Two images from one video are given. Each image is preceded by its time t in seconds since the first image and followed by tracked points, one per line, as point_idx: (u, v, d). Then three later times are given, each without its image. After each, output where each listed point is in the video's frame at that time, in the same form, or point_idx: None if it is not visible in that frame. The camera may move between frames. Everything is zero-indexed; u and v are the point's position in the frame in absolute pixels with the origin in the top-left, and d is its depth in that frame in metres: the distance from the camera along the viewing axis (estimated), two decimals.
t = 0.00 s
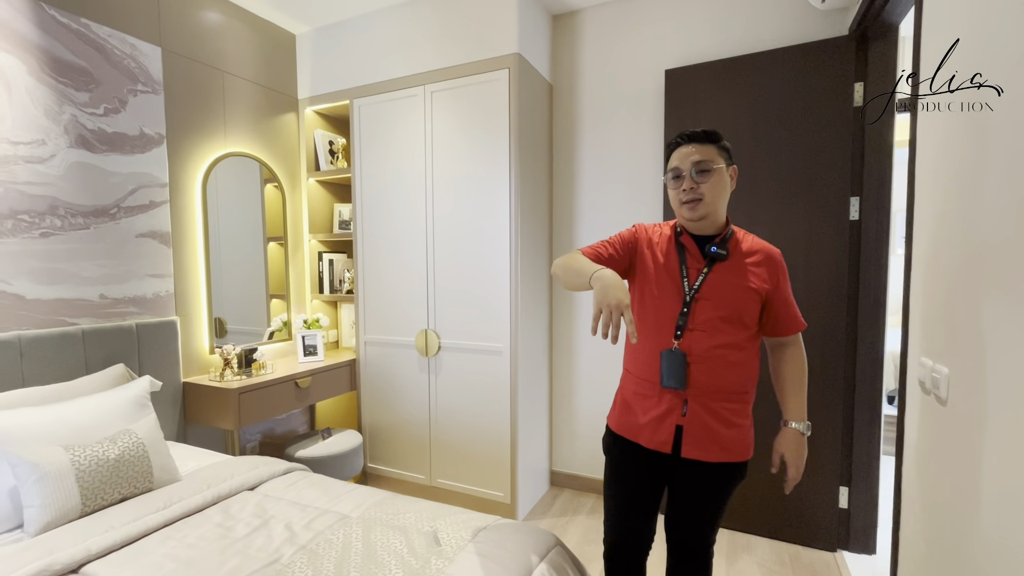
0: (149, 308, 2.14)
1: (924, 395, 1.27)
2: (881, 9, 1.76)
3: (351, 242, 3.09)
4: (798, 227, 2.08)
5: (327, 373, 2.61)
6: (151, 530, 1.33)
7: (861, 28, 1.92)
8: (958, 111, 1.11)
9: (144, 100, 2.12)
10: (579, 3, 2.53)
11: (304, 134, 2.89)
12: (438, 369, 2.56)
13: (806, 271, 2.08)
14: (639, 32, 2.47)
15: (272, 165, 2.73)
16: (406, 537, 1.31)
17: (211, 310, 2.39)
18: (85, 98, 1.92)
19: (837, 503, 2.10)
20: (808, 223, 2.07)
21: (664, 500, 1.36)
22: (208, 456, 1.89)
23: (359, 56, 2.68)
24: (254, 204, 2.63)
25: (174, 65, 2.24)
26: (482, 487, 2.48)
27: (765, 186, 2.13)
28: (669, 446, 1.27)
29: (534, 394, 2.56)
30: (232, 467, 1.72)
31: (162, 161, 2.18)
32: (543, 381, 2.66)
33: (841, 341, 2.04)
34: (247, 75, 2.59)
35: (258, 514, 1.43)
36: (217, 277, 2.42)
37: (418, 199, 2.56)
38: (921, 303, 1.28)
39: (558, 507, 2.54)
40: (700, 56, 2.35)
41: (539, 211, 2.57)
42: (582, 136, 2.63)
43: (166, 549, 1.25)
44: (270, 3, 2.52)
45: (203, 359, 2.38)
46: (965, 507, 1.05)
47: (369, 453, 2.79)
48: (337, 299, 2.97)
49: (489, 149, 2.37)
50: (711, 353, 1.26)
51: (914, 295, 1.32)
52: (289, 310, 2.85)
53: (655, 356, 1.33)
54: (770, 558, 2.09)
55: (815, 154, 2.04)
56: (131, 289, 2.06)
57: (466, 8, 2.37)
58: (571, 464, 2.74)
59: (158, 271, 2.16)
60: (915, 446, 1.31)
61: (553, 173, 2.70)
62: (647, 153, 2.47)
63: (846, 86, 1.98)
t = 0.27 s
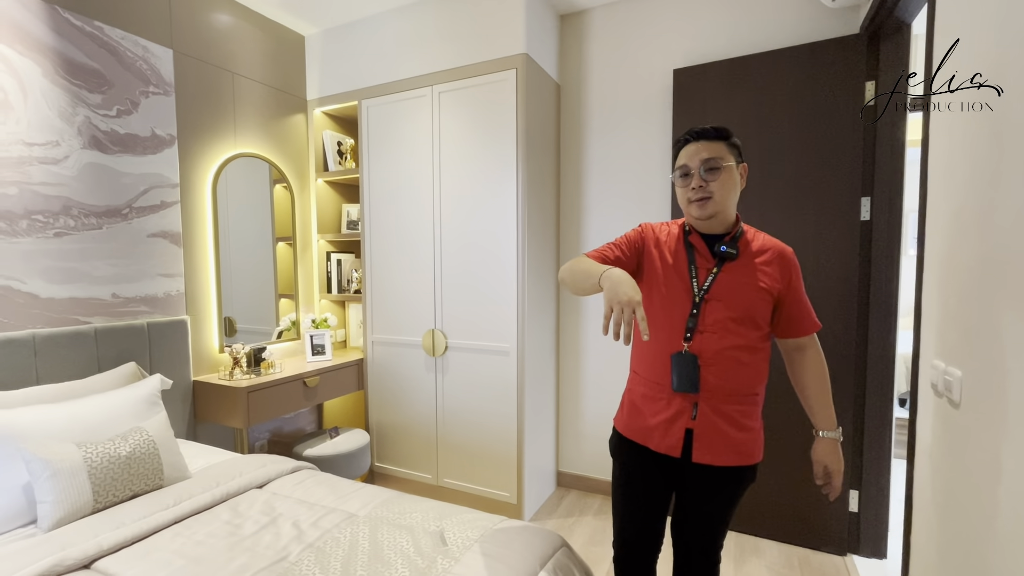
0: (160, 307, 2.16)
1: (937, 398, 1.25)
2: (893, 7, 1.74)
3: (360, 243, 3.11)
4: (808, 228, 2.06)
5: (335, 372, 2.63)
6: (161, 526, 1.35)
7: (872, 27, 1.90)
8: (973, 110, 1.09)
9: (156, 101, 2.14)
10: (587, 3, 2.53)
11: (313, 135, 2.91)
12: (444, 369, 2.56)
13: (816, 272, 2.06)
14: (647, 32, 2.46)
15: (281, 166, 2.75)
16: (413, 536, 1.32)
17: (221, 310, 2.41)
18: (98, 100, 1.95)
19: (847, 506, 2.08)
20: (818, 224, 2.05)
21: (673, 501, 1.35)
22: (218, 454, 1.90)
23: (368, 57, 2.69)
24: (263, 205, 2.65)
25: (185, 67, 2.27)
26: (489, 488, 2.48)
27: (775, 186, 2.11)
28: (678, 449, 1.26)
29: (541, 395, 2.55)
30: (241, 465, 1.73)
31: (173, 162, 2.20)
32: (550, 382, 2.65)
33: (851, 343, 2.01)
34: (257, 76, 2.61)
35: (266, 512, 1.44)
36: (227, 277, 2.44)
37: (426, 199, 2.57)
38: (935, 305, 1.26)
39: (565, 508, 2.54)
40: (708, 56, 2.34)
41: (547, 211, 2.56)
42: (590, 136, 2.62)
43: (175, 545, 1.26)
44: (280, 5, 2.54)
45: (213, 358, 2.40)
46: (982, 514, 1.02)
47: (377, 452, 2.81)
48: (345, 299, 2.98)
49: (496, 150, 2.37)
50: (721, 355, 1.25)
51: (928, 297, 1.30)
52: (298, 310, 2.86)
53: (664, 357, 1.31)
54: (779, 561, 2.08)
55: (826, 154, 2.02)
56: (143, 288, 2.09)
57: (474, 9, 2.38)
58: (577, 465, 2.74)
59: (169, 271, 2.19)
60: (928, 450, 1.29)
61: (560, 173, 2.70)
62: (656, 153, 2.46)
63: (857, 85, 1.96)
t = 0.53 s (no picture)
0: (170, 307, 2.18)
1: (946, 401, 1.24)
2: (902, 8, 1.73)
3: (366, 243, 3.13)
4: (816, 229, 2.05)
5: (341, 372, 2.64)
6: (171, 524, 1.36)
7: (882, 28, 1.89)
8: (983, 112, 1.08)
9: (166, 103, 2.16)
10: (594, 4, 2.53)
11: (321, 136, 2.93)
12: (450, 370, 2.57)
13: (823, 274, 2.05)
14: (654, 33, 2.46)
15: (289, 168, 2.78)
16: (419, 536, 1.32)
17: (229, 310, 2.43)
18: (110, 103, 1.97)
19: (855, 510, 2.06)
20: (826, 225, 2.04)
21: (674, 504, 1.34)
22: (226, 452, 1.92)
23: (375, 59, 2.71)
24: (271, 206, 2.67)
25: (196, 70, 2.29)
26: (494, 488, 2.49)
27: (783, 187, 2.10)
28: (675, 451, 1.27)
29: (547, 395, 2.55)
30: (248, 464, 1.75)
31: (183, 164, 2.23)
32: (556, 383, 2.65)
33: (859, 344, 2.00)
34: (266, 78, 2.63)
35: (274, 511, 1.45)
36: (235, 277, 2.46)
37: (432, 201, 2.58)
38: (945, 308, 1.25)
39: (570, 509, 2.54)
40: (716, 57, 2.33)
41: (553, 212, 2.57)
42: (596, 137, 2.62)
43: (185, 543, 1.28)
44: (288, 8, 2.56)
45: (222, 358, 2.42)
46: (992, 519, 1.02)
47: (383, 452, 2.82)
48: (352, 299, 3.00)
49: (502, 151, 2.38)
50: (720, 359, 1.25)
51: (938, 299, 1.29)
52: (305, 310, 2.88)
53: (664, 360, 1.32)
54: (786, 564, 2.06)
55: (834, 156, 2.01)
56: (153, 289, 2.11)
57: (481, 11, 2.39)
58: (583, 466, 2.73)
59: (179, 272, 2.21)
60: (937, 454, 1.28)
61: (567, 174, 2.70)
62: (662, 154, 2.46)
63: (866, 87, 1.95)
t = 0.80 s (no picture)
0: (179, 307, 2.21)
1: (954, 404, 1.23)
2: (911, 9, 1.73)
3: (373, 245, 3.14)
4: (824, 231, 2.04)
5: (348, 373, 2.66)
6: (180, 522, 1.38)
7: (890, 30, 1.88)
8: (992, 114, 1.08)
9: (176, 106, 2.19)
10: (600, 6, 2.53)
11: (328, 138, 2.95)
12: (456, 370, 2.58)
13: (831, 276, 2.04)
14: (660, 35, 2.46)
15: (297, 169, 2.80)
16: (425, 536, 1.33)
17: (237, 310, 2.45)
18: (121, 105, 2.00)
19: (863, 513, 2.05)
20: (833, 227, 2.03)
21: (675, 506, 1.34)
22: (234, 452, 1.94)
23: (382, 61, 2.72)
24: (279, 207, 2.69)
25: (205, 72, 2.32)
26: (500, 489, 2.49)
27: (790, 188, 2.10)
28: (667, 450, 1.29)
29: (552, 396, 2.56)
30: (256, 463, 1.76)
31: (193, 166, 2.25)
32: (561, 384, 2.66)
33: (866, 346, 1.99)
34: (274, 81, 2.65)
35: (281, 510, 1.46)
36: (243, 278, 2.48)
37: (438, 202, 2.59)
38: (953, 310, 1.24)
39: (575, 511, 2.54)
40: (722, 58, 2.33)
41: (559, 214, 2.57)
42: (602, 139, 2.62)
43: (194, 541, 1.29)
44: (296, 11, 2.58)
45: (229, 357, 2.44)
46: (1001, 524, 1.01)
47: (388, 452, 2.83)
48: (358, 300, 3.02)
49: (509, 152, 2.38)
50: (711, 360, 1.25)
51: (946, 302, 1.28)
52: (312, 310, 2.90)
53: (659, 360, 1.34)
54: (792, 567, 2.05)
55: (841, 157, 2.00)
56: (162, 289, 2.13)
57: (488, 13, 2.40)
58: (588, 467, 2.73)
59: (188, 272, 2.23)
60: (945, 457, 1.27)
61: (573, 176, 2.70)
62: (669, 156, 2.46)
63: (874, 88, 1.94)
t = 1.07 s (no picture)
0: (189, 307, 2.23)
1: (965, 407, 1.23)
2: (920, 10, 1.72)
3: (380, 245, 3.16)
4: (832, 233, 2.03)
5: (355, 373, 2.67)
6: (190, 519, 1.39)
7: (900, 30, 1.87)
8: (1002, 115, 1.07)
9: (187, 108, 2.21)
10: (607, 7, 2.53)
11: (336, 139, 2.97)
12: (463, 371, 2.58)
13: (840, 278, 2.03)
14: (668, 36, 2.46)
15: (306, 171, 2.82)
16: (432, 535, 1.33)
17: (246, 310, 2.47)
18: (133, 107, 2.02)
19: (871, 516, 2.04)
20: (842, 228, 2.02)
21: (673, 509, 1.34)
22: (243, 450, 1.95)
23: (390, 63, 2.74)
24: (287, 208, 2.71)
25: (215, 74, 2.34)
26: (506, 489, 2.49)
27: (799, 190, 2.09)
28: (655, 443, 1.33)
29: (559, 397, 2.56)
30: (265, 462, 1.77)
31: (203, 167, 2.27)
32: (567, 385, 2.66)
33: (876, 349, 1.98)
34: (283, 83, 2.67)
35: (290, 509, 1.48)
36: (252, 278, 2.50)
37: (445, 203, 2.60)
38: (963, 313, 1.24)
39: (582, 512, 2.53)
40: (730, 59, 2.33)
41: (566, 214, 2.57)
42: (610, 140, 2.62)
43: (204, 539, 1.30)
44: (306, 13, 2.60)
45: (238, 357, 2.46)
46: (1010, 527, 1.00)
47: (395, 452, 2.84)
48: (365, 300, 3.03)
49: (516, 153, 2.39)
50: (695, 358, 1.27)
51: (956, 304, 1.28)
52: (319, 311, 2.92)
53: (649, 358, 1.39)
54: (800, 570, 2.04)
55: (850, 158, 1.99)
56: (173, 289, 2.16)
57: (496, 15, 2.41)
58: (594, 468, 2.73)
59: (198, 272, 2.25)
60: (955, 460, 1.26)
61: (579, 177, 2.71)
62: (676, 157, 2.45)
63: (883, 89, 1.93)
